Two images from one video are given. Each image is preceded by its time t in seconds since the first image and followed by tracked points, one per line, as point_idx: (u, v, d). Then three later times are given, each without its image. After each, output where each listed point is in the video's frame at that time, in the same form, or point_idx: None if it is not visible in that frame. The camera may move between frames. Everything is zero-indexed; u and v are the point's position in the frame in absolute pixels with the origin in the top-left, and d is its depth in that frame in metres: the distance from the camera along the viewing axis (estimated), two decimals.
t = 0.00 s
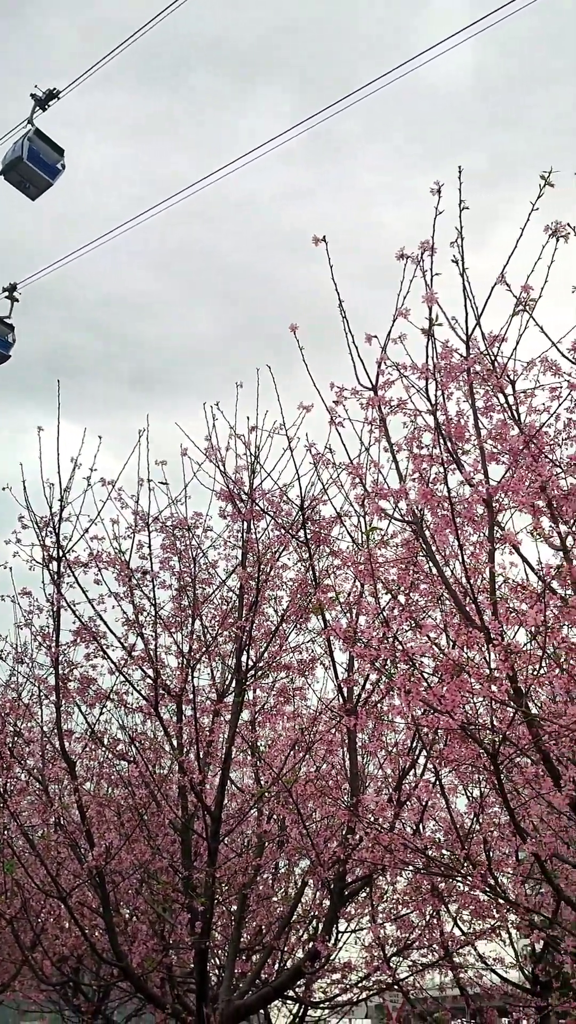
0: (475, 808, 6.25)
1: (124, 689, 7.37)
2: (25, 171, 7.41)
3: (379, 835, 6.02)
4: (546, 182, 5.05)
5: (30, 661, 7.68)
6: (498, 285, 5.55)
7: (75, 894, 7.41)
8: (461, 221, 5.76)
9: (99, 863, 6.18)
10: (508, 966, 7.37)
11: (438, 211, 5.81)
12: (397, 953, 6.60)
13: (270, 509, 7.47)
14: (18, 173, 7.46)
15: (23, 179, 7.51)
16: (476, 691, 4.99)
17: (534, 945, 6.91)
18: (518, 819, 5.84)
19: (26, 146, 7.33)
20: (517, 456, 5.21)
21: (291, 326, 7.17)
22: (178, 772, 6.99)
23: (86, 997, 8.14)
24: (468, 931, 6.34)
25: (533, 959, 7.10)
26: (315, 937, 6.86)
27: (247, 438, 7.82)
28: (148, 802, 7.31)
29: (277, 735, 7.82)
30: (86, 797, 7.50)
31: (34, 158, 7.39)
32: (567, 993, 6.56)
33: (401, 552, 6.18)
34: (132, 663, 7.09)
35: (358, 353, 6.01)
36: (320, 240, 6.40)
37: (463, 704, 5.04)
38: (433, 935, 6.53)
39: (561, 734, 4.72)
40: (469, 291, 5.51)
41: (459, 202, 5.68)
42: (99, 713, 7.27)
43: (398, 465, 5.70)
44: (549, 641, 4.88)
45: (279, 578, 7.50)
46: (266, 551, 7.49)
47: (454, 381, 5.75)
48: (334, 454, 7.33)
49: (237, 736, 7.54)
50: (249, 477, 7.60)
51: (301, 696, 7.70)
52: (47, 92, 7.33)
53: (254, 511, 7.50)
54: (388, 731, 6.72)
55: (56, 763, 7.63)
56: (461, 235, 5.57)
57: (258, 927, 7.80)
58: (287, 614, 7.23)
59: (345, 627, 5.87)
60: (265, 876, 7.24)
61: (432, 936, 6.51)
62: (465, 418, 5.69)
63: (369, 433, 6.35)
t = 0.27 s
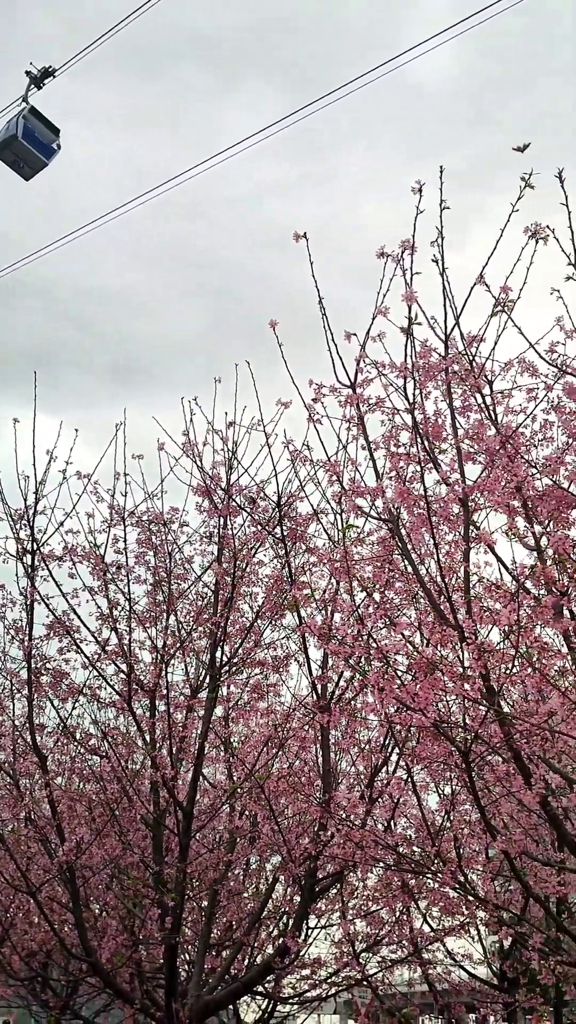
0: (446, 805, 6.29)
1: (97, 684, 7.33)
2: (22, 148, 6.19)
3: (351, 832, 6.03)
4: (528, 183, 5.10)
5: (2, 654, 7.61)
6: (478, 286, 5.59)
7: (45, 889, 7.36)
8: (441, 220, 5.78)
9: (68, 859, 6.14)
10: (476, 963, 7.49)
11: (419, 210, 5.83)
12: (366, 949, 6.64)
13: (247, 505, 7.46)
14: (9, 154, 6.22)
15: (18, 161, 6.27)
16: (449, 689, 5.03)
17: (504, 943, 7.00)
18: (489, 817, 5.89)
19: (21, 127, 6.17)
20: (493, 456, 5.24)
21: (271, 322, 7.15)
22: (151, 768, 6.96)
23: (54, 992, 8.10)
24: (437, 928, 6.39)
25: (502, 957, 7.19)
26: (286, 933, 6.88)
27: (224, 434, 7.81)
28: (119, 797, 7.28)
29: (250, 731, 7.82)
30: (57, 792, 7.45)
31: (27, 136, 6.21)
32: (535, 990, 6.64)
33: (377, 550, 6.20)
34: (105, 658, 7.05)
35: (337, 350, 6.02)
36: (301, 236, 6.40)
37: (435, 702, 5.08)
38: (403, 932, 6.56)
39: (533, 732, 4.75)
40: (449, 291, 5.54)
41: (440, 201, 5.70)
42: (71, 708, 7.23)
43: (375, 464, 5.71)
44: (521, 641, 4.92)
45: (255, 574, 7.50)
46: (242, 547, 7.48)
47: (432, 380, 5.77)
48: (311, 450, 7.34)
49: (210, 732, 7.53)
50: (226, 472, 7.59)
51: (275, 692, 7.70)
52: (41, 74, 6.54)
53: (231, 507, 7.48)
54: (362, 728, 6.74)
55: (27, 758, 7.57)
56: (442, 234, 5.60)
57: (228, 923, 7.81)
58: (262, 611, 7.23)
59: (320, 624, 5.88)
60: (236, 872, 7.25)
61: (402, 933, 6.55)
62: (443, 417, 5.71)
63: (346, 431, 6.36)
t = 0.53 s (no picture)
0: (416, 802, 6.35)
1: (69, 678, 7.30)
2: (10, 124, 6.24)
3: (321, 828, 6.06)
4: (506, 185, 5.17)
5: None
6: (456, 286, 5.66)
7: (13, 884, 7.32)
8: (421, 220, 5.83)
9: (38, 854, 6.11)
10: (444, 960, 7.58)
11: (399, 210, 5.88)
12: (335, 945, 6.68)
13: (223, 501, 7.46)
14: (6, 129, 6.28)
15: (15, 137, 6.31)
16: (420, 687, 5.07)
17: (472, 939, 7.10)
18: (458, 814, 5.95)
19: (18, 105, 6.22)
20: (468, 456, 5.29)
21: (249, 319, 7.16)
22: (122, 762, 6.94)
23: (21, 987, 8.06)
24: (406, 924, 6.45)
25: (469, 953, 7.29)
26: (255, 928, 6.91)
27: (201, 429, 7.81)
28: (90, 792, 7.26)
29: (223, 726, 7.83)
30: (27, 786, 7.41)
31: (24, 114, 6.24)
32: (502, 985, 6.73)
33: (352, 548, 6.23)
34: (78, 652, 7.02)
35: (315, 347, 6.04)
36: (281, 232, 6.41)
37: (407, 699, 5.12)
38: (371, 928, 6.60)
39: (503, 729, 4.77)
40: (426, 292, 5.59)
41: (419, 201, 5.75)
42: (43, 702, 7.19)
43: (351, 461, 5.74)
44: (492, 640, 4.99)
45: (230, 570, 7.50)
46: (218, 543, 7.48)
47: (409, 380, 5.82)
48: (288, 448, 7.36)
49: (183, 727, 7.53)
50: (203, 468, 7.58)
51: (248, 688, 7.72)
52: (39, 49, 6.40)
53: (206, 502, 7.48)
54: (334, 725, 6.78)
55: None
56: (420, 234, 5.65)
57: (198, 918, 7.83)
58: (237, 607, 7.24)
59: (294, 621, 5.90)
60: (206, 867, 7.26)
61: (370, 929, 6.60)
62: (419, 417, 5.76)
63: (323, 428, 6.39)
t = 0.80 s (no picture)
0: (386, 799, 6.40)
1: (41, 672, 7.25)
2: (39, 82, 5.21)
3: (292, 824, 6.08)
4: (484, 187, 5.22)
5: None
6: (433, 286, 5.70)
7: None
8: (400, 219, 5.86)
9: (5, 849, 6.07)
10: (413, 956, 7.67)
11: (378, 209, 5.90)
12: (304, 940, 6.72)
13: (198, 496, 7.45)
14: None
15: None
16: (391, 684, 5.11)
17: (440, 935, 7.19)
18: (428, 810, 6.01)
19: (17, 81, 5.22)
20: (443, 456, 5.33)
21: (227, 313, 7.15)
22: (93, 757, 6.91)
23: None
24: (374, 920, 6.50)
25: (437, 949, 7.36)
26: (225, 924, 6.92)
27: (177, 424, 7.79)
28: (60, 787, 7.22)
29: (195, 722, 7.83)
30: None
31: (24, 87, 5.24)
32: (468, 980, 6.80)
33: (327, 545, 6.25)
34: (50, 647, 6.98)
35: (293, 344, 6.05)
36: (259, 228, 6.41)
37: (378, 697, 5.16)
38: (340, 923, 6.64)
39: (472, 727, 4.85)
40: (404, 291, 5.62)
41: (398, 200, 5.78)
42: (13, 696, 7.13)
43: (327, 459, 5.76)
44: (463, 638, 5.04)
45: (204, 566, 7.49)
46: (192, 538, 7.47)
47: (386, 379, 5.85)
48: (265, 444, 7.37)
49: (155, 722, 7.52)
50: (179, 463, 7.56)
51: (221, 684, 7.72)
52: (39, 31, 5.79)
53: (182, 497, 7.46)
54: (306, 721, 6.81)
55: None
56: (398, 233, 5.68)
57: (167, 914, 7.83)
58: (211, 602, 7.23)
59: (268, 617, 5.92)
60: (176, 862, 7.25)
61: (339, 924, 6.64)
62: (394, 416, 5.79)
63: (299, 426, 6.41)
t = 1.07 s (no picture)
0: (357, 796, 6.45)
1: (12, 666, 7.21)
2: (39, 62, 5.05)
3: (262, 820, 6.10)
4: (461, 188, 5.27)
5: None
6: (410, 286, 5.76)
7: None
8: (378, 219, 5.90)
9: None
10: (381, 952, 7.72)
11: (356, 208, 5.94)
12: (273, 936, 6.75)
13: (173, 492, 7.44)
14: None
15: None
16: (363, 682, 5.15)
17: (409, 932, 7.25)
18: (397, 807, 6.06)
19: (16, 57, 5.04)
20: (417, 456, 5.37)
21: (205, 310, 7.15)
22: (64, 752, 6.88)
23: None
24: (344, 917, 6.54)
25: (405, 946, 7.43)
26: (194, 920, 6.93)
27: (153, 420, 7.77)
28: (30, 782, 7.19)
29: (167, 718, 7.82)
30: None
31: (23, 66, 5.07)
32: (436, 977, 6.87)
33: (302, 543, 6.28)
34: (21, 641, 6.93)
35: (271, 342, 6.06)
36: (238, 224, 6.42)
37: (350, 694, 5.20)
38: (309, 920, 6.68)
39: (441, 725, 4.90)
40: (381, 290, 5.66)
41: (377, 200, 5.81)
42: None
43: (302, 457, 5.79)
44: (434, 637, 5.09)
45: (179, 562, 7.49)
46: (167, 534, 7.46)
47: (362, 378, 5.89)
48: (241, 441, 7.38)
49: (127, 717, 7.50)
50: (154, 458, 7.55)
51: (194, 681, 7.72)
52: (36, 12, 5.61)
53: (157, 492, 7.45)
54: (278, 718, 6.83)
55: None
56: (377, 232, 5.72)
57: (137, 910, 7.82)
58: (185, 599, 7.23)
59: (242, 614, 5.93)
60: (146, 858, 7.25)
61: (308, 921, 6.67)
62: (370, 415, 5.83)
63: (276, 423, 6.43)
